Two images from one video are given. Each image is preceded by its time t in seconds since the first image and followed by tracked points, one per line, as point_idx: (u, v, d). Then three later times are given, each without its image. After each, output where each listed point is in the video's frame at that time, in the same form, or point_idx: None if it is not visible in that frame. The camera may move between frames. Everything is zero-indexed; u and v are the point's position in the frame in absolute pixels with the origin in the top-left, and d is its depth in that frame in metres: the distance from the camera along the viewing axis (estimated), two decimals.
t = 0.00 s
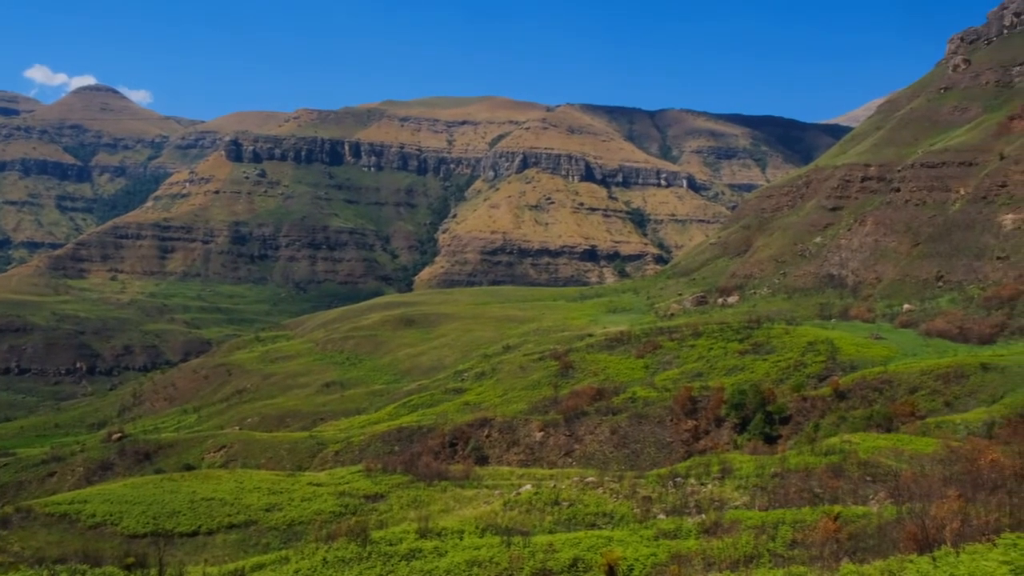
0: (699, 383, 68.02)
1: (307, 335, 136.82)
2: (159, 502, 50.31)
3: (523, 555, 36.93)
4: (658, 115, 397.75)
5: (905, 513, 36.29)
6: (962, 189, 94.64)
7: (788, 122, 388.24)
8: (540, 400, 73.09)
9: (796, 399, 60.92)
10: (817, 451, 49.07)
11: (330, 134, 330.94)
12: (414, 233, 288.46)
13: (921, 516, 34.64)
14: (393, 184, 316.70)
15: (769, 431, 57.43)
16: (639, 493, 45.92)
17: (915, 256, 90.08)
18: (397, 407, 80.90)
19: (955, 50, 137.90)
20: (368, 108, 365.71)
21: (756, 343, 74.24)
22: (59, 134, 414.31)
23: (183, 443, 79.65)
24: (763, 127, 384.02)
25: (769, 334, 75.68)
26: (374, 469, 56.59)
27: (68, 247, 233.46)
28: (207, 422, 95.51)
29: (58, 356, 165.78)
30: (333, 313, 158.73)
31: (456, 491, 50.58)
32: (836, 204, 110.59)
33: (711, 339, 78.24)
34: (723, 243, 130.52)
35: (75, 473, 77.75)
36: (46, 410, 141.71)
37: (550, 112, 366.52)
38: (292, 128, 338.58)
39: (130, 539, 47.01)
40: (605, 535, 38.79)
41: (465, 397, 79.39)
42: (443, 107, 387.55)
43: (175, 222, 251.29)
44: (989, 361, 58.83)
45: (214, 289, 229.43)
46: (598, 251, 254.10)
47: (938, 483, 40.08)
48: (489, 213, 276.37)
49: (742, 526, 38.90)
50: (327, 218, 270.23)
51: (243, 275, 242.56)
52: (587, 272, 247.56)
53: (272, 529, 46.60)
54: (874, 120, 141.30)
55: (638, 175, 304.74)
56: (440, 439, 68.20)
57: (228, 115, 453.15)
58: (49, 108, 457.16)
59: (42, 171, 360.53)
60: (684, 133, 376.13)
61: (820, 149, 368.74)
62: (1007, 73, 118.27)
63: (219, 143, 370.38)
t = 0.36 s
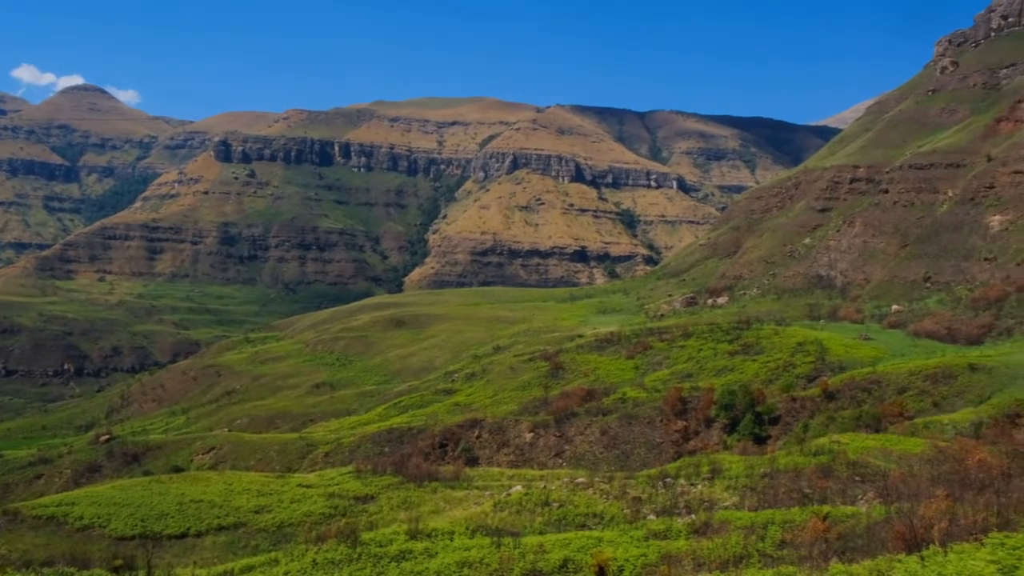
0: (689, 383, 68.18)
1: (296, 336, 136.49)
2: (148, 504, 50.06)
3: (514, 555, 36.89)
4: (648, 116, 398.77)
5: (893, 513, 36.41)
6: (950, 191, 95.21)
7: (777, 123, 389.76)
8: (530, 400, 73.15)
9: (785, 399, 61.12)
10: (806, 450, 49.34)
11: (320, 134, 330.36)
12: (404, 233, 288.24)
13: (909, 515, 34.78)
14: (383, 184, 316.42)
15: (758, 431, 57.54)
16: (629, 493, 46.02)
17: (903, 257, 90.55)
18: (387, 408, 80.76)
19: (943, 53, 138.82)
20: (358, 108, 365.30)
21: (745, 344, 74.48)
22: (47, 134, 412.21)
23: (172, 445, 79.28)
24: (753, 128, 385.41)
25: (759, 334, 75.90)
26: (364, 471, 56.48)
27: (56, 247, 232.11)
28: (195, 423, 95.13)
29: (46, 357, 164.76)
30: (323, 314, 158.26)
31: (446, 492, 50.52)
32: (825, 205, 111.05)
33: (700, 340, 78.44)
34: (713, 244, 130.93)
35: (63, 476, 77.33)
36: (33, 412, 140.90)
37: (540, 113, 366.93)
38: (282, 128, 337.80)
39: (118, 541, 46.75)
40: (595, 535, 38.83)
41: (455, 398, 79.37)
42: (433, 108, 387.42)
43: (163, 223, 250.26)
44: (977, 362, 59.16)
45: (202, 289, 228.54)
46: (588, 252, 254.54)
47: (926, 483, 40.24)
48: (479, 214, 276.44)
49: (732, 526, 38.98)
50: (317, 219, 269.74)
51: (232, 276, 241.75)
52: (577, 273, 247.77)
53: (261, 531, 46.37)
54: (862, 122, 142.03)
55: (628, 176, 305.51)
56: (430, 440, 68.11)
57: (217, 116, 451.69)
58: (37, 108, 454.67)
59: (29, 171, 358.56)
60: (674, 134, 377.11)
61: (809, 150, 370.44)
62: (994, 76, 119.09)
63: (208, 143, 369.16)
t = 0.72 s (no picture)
0: (678, 384, 68.32)
1: (285, 337, 136.09)
2: (136, 506, 49.77)
3: (504, 556, 36.83)
4: (637, 117, 399.64)
5: (881, 513, 36.56)
6: (937, 192, 95.79)
7: (766, 125, 391.27)
8: (519, 401, 73.20)
9: (773, 400, 61.33)
10: (795, 450, 49.51)
11: (309, 135, 329.54)
12: (394, 234, 287.91)
13: (897, 514, 34.93)
14: (372, 185, 315.92)
15: (747, 431, 57.64)
16: (619, 493, 46.03)
17: (891, 258, 91.02)
18: (377, 409, 80.57)
19: (931, 55, 139.67)
20: (347, 109, 364.62)
21: (734, 344, 74.72)
22: (33, 134, 409.68)
23: (159, 447, 78.87)
24: (742, 129, 386.74)
25: (747, 334, 76.13)
26: (353, 471, 56.29)
27: (42, 247, 230.59)
28: (183, 424, 94.67)
29: (32, 358, 163.39)
30: (312, 314, 157.79)
31: (436, 493, 50.42)
32: (813, 206, 111.52)
33: (689, 340, 78.61)
34: (702, 244, 131.29)
35: (50, 478, 76.83)
36: (20, 413, 139.95)
37: (529, 113, 367.13)
38: (271, 128, 336.84)
39: (106, 543, 46.45)
40: (585, 535, 38.84)
41: (445, 398, 79.31)
42: (422, 108, 387.07)
43: (151, 223, 249.07)
44: (964, 362, 59.50)
45: (190, 290, 227.50)
46: (578, 253, 254.79)
47: (913, 482, 40.41)
48: (469, 215, 276.32)
49: (721, 526, 39.06)
50: (306, 219, 269.10)
51: (220, 276, 240.81)
52: (567, 274, 247.93)
53: (249, 532, 46.17)
54: (851, 123, 142.69)
55: (618, 177, 306.23)
56: (420, 441, 67.97)
57: (205, 116, 450.03)
58: (23, 107, 451.80)
59: (15, 171, 356.11)
60: (663, 135, 378.06)
61: (797, 152, 372.05)
62: (980, 78, 119.81)
63: (196, 143, 367.69)
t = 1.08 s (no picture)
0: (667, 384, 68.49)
1: (274, 338, 135.67)
2: (123, 508, 49.48)
3: (493, 557, 36.80)
4: (627, 118, 400.41)
5: (869, 512, 36.72)
6: (923, 193, 96.40)
7: (754, 126, 392.65)
8: (509, 401, 73.22)
9: (762, 400, 61.56)
10: (783, 450, 49.68)
11: (298, 135, 328.65)
12: (383, 235, 287.46)
13: (884, 514, 35.09)
14: (361, 185, 315.33)
15: (736, 432, 57.77)
16: (609, 494, 46.08)
17: (878, 259, 91.51)
18: (366, 409, 80.43)
19: (918, 57, 140.55)
20: (336, 109, 363.87)
21: (723, 345, 74.96)
22: (20, 133, 407.08)
23: (147, 448, 78.42)
24: (731, 130, 387.95)
25: (736, 335, 76.43)
26: (342, 473, 56.13)
27: (28, 247, 229.05)
28: (171, 426, 94.22)
29: (19, 359, 161.92)
30: (300, 315, 157.34)
31: (425, 494, 50.31)
32: (801, 207, 112.06)
33: (678, 340, 78.82)
34: (691, 245, 131.68)
35: (36, 479, 76.32)
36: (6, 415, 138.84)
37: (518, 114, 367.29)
38: (259, 128, 335.86)
39: (93, 546, 46.09)
40: (574, 535, 38.89)
41: (434, 399, 79.23)
42: (412, 108, 386.68)
43: (139, 223, 247.86)
44: (951, 362, 59.84)
45: (178, 291, 226.47)
46: (567, 253, 254.95)
47: (900, 482, 40.59)
48: (458, 215, 276.17)
49: (709, 526, 39.14)
50: (295, 219, 268.43)
51: (208, 277, 239.81)
52: (556, 275, 248.00)
53: (238, 534, 45.94)
54: (839, 124, 143.41)
55: (607, 177, 306.81)
56: (409, 441, 67.85)
57: (193, 116, 448.13)
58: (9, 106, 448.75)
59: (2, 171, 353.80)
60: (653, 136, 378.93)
61: (786, 153, 373.48)
62: (967, 80, 120.54)
63: (184, 143, 366.26)
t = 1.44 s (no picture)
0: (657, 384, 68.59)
1: (263, 338, 135.22)
2: (111, 509, 49.20)
3: (483, 557, 36.77)
4: (616, 118, 401.03)
5: (857, 512, 36.84)
6: (911, 194, 96.88)
7: (744, 127, 393.89)
8: (499, 401, 73.19)
9: (751, 400, 61.70)
10: (772, 450, 49.82)
11: (287, 135, 327.83)
12: (372, 235, 287.06)
13: (872, 513, 35.21)
14: (351, 185, 314.80)
15: (725, 432, 57.87)
16: (599, 494, 46.10)
17: (866, 260, 91.90)
18: (356, 410, 80.24)
19: (905, 58, 141.24)
20: (326, 109, 363.22)
21: (713, 345, 75.14)
22: (7, 133, 404.61)
23: (135, 449, 78.00)
24: (721, 131, 389.11)
25: (726, 335, 76.59)
26: (332, 473, 56.00)
27: (15, 248, 227.66)
28: (159, 427, 93.75)
29: (6, 359, 160.92)
30: (290, 316, 156.89)
31: (415, 495, 50.21)
32: (791, 207, 112.44)
33: (668, 340, 78.97)
34: (681, 245, 131.98)
35: (23, 481, 75.85)
36: None
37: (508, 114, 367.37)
38: (248, 128, 334.92)
39: (80, 547, 45.79)
40: (564, 536, 38.90)
41: (424, 399, 79.10)
42: (401, 109, 386.32)
43: (127, 223, 246.76)
44: (938, 362, 60.15)
45: (166, 291, 225.59)
46: (557, 253, 255.17)
47: (889, 481, 40.74)
48: (448, 215, 276.02)
49: (699, 526, 39.19)
50: (284, 219, 267.82)
51: (197, 277, 239.00)
52: (546, 275, 248.16)
53: (227, 535, 45.76)
54: (827, 125, 143.98)
55: (597, 178, 307.34)
56: (399, 442, 67.71)
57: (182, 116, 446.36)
58: None
59: None
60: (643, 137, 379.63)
61: (775, 154, 374.86)
62: (954, 81, 121.09)
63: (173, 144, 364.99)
